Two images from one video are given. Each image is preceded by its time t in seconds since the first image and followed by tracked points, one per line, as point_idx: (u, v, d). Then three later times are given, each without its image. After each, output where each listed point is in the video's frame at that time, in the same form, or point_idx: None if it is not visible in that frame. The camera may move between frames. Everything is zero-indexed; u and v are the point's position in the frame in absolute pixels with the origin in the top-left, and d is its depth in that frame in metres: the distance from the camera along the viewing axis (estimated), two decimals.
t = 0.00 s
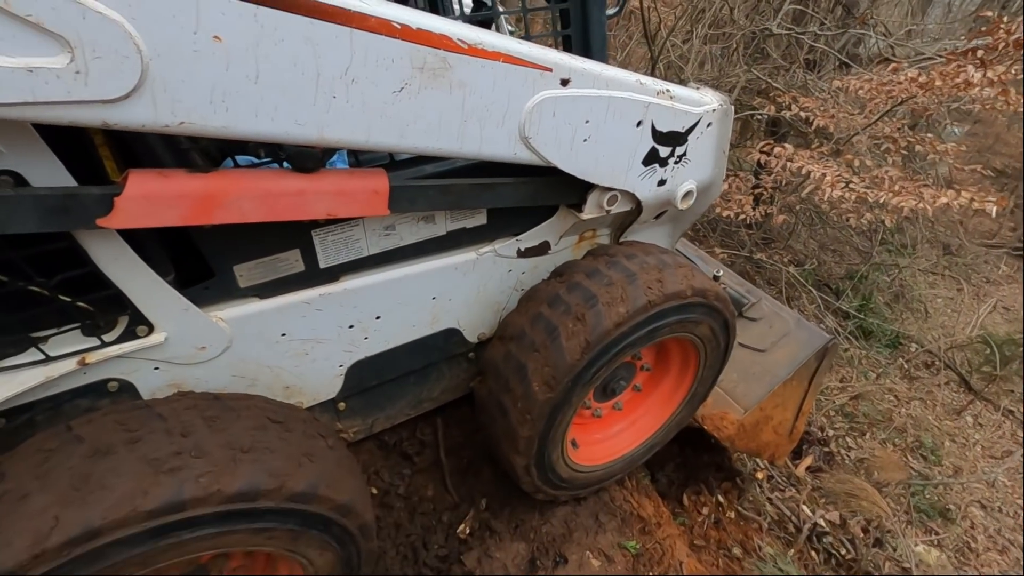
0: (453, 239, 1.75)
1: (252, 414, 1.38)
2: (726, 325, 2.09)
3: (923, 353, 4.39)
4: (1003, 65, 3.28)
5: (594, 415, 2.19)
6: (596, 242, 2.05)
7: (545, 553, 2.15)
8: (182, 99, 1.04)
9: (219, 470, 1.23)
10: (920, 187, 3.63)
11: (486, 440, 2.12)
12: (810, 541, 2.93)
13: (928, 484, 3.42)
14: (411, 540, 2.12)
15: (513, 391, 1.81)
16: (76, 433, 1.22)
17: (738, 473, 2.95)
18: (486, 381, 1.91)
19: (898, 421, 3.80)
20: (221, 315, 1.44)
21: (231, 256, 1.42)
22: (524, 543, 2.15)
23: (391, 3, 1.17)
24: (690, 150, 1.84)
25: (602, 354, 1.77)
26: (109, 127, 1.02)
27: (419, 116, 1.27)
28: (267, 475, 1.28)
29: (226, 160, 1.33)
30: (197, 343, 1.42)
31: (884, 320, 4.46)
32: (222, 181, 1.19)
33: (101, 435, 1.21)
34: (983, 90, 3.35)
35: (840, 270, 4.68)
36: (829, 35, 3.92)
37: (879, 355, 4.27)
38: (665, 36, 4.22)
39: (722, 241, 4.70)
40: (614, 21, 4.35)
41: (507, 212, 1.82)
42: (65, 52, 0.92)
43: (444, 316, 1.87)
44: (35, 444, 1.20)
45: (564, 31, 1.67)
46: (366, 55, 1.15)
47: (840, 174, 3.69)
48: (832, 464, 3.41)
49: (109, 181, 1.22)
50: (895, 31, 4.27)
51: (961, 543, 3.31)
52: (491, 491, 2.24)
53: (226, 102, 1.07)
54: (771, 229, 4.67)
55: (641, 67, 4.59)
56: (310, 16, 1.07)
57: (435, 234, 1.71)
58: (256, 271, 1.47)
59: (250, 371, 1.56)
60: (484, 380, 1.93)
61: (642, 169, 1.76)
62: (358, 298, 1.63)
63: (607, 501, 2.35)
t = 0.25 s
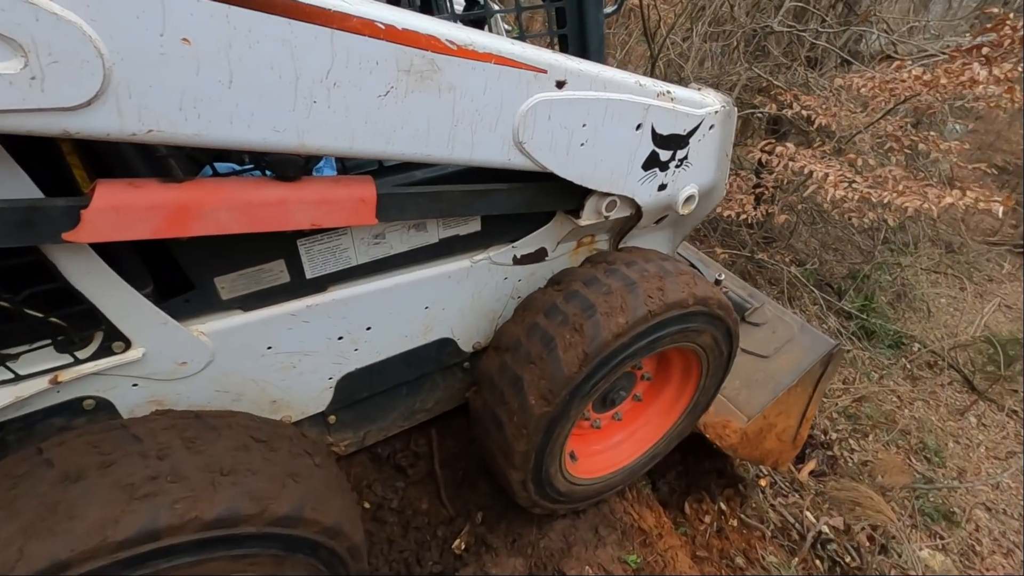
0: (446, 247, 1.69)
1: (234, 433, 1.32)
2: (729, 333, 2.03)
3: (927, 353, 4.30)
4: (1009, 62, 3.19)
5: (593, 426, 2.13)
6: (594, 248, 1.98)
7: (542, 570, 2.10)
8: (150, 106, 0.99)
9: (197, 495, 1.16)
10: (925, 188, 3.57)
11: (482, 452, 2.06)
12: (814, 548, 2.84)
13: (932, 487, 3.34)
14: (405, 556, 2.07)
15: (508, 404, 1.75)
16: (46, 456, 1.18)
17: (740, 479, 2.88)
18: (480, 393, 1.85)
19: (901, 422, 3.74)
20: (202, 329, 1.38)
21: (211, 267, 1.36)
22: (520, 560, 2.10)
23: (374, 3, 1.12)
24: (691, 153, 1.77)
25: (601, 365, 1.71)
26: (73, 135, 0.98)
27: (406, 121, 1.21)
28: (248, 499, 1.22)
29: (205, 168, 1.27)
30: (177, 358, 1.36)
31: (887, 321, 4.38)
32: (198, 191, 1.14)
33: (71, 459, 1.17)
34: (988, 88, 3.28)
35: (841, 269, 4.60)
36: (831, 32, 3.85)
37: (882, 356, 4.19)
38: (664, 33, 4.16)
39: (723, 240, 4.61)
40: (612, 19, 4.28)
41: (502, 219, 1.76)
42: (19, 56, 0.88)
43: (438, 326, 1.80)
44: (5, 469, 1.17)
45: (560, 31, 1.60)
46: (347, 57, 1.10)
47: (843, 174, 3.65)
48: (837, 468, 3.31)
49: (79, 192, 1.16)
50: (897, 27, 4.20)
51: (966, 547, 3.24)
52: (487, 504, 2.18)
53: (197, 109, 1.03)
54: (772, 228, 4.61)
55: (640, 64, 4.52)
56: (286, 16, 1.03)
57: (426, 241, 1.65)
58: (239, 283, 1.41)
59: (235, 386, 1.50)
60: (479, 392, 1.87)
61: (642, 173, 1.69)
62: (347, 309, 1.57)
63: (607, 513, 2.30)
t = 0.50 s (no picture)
0: (434, 250, 1.61)
1: (213, 458, 1.24)
2: (730, 329, 1.97)
3: (915, 339, 4.25)
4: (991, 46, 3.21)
5: (593, 429, 2.06)
6: (587, 245, 1.91)
7: None
8: (103, 106, 0.93)
9: (173, 529, 1.08)
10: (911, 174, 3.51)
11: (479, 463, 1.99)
12: (817, 541, 2.76)
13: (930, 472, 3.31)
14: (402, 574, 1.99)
15: (505, 413, 1.67)
16: (7, 492, 1.10)
17: (740, 475, 2.83)
18: (475, 401, 1.77)
19: (894, 409, 3.70)
20: (175, 347, 1.30)
21: (182, 280, 1.28)
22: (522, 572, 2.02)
23: None
24: (685, 144, 1.70)
25: (600, 368, 1.64)
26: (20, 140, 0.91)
27: (386, 117, 1.13)
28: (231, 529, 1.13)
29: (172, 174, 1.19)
30: (150, 379, 1.28)
31: (876, 309, 4.30)
32: (163, 199, 1.06)
33: (36, 496, 1.09)
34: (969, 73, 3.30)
35: (829, 258, 4.57)
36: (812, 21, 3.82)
37: (873, 343, 4.16)
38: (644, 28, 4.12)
39: (709, 235, 4.69)
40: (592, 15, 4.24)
41: (491, 219, 1.68)
42: None
43: (428, 333, 1.72)
44: None
45: (545, 20, 1.53)
46: (319, 49, 1.03)
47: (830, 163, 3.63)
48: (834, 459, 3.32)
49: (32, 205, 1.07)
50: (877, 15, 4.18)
51: (964, 531, 3.20)
52: (486, 516, 2.11)
53: (155, 108, 0.96)
54: (759, 220, 4.60)
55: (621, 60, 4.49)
56: (250, 5, 0.95)
57: (413, 245, 1.57)
58: (214, 296, 1.33)
59: (214, 405, 1.41)
60: (473, 400, 1.79)
61: (635, 166, 1.62)
62: (331, 319, 1.49)
63: (610, 519, 2.23)
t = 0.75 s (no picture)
0: (419, 257, 1.57)
1: (199, 486, 1.19)
2: (721, 321, 1.95)
3: (899, 319, 4.32)
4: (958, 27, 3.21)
5: (589, 430, 2.03)
6: (574, 244, 1.88)
7: None
8: (59, 122, 0.87)
9: (160, 564, 1.03)
10: (886, 157, 3.51)
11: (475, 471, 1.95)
12: (816, 526, 2.77)
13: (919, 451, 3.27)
14: None
15: (500, 420, 1.63)
16: None
17: (737, 465, 2.77)
18: (468, 409, 1.73)
19: (882, 389, 3.72)
20: (153, 372, 1.24)
21: (157, 302, 1.23)
22: None
23: None
24: (669, 136, 1.68)
25: (595, 369, 1.61)
26: None
27: (363, 121, 1.09)
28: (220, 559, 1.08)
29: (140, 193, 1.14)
30: (128, 408, 1.23)
31: (859, 291, 4.39)
32: (130, 219, 1.01)
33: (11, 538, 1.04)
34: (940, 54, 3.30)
35: (809, 244, 4.61)
36: (782, 9, 3.84)
37: (858, 326, 4.20)
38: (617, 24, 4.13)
39: (692, 226, 4.70)
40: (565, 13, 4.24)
41: (476, 222, 1.65)
42: None
43: (417, 342, 1.68)
44: None
45: (521, 16, 1.50)
46: (288, 52, 0.98)
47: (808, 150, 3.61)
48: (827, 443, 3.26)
49: None
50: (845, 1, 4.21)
51: (957, 506, 3.19)
52: (486, 524, 2.07)
53: (116, 122, 0.91)
54: (740, 210, 4.63)
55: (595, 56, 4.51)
56: (211, 9, 0.91)
57: (397, 253, 1.53)
58: (191, 316, 1.28)
59: (198, 429, 1.36)
60: (466, 408, 1.75)
61: (620, 161, 1.59)
62: (317, 334, 1.44)
63: (611, 519, 2.20)
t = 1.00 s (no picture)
0: (384, 268, 1.55)
1: (164, 519, 1.16)
2: (692, 314, 1.95)
3: (873, 297, 4.40)
4: (913, 9, 3.24)
5: (569, 429, 2.02)
6: (543, 245, 1.87)
7: None
8: None
9: None
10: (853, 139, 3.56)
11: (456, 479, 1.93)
12: (801, 508, 2.79)
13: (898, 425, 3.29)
14: None
15: (476, 427, 1.62)
16: None
17: (720, 452, 2.84)
18: (443, 418, 1.71)
19: (860, 367, 3.77)
20: (112, 404, 1.22)
21: (110, 331, 1.21)
22: None
23: (251, 5, 0.98)
24: (630, 133, 1.67)
25: (568, 371, 1.60)
26: None
27: (312, 136, 1.07)
28: None
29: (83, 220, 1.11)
30: (87, 442, 1.19)
31: (833, 273, 4.48)
32: (73, 250, 0.98)
33: None
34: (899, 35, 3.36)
35: (784, 228, 4.68)
36: None
37: (833, 306, 4.27)
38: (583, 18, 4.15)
39: (669, 215, 4.67)
40: (532, 8, 4.25)
41: (441, 229, 1.63)
42: None
43: (388, 353, 1.65)
44: None
45: (474, 19, 1.47)
46: (226, 69, 0.96)
47: (776, 136, 3.63)
48: (808, 423, 3.33)
49: None
50: None
51: (936, 476, 3.23)
52: (471, 531, 2.06)
53: (46, 152, 0.87)
54: (715, 198, 4.65)
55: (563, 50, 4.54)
56: (140, 29, 0.88)
57: (361, 265, 1.50)
58: (147, 343, 1.25)
59: (164, 458, 1.32)
60: (442, 417, 1.73)
61: (582, 161, 1.58)
62: (282, 353, 1.41)
63: (596, 517, 2.19)
